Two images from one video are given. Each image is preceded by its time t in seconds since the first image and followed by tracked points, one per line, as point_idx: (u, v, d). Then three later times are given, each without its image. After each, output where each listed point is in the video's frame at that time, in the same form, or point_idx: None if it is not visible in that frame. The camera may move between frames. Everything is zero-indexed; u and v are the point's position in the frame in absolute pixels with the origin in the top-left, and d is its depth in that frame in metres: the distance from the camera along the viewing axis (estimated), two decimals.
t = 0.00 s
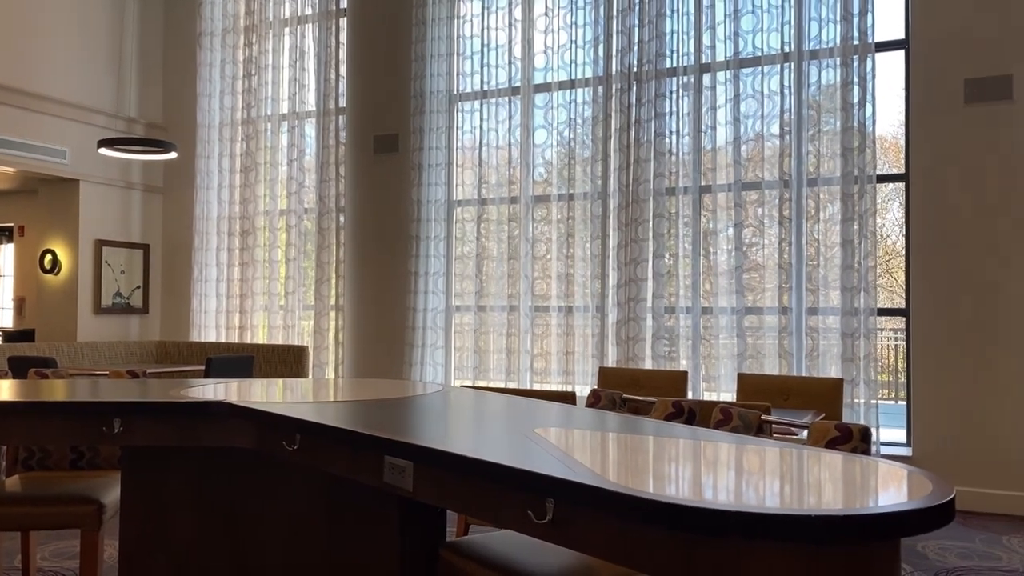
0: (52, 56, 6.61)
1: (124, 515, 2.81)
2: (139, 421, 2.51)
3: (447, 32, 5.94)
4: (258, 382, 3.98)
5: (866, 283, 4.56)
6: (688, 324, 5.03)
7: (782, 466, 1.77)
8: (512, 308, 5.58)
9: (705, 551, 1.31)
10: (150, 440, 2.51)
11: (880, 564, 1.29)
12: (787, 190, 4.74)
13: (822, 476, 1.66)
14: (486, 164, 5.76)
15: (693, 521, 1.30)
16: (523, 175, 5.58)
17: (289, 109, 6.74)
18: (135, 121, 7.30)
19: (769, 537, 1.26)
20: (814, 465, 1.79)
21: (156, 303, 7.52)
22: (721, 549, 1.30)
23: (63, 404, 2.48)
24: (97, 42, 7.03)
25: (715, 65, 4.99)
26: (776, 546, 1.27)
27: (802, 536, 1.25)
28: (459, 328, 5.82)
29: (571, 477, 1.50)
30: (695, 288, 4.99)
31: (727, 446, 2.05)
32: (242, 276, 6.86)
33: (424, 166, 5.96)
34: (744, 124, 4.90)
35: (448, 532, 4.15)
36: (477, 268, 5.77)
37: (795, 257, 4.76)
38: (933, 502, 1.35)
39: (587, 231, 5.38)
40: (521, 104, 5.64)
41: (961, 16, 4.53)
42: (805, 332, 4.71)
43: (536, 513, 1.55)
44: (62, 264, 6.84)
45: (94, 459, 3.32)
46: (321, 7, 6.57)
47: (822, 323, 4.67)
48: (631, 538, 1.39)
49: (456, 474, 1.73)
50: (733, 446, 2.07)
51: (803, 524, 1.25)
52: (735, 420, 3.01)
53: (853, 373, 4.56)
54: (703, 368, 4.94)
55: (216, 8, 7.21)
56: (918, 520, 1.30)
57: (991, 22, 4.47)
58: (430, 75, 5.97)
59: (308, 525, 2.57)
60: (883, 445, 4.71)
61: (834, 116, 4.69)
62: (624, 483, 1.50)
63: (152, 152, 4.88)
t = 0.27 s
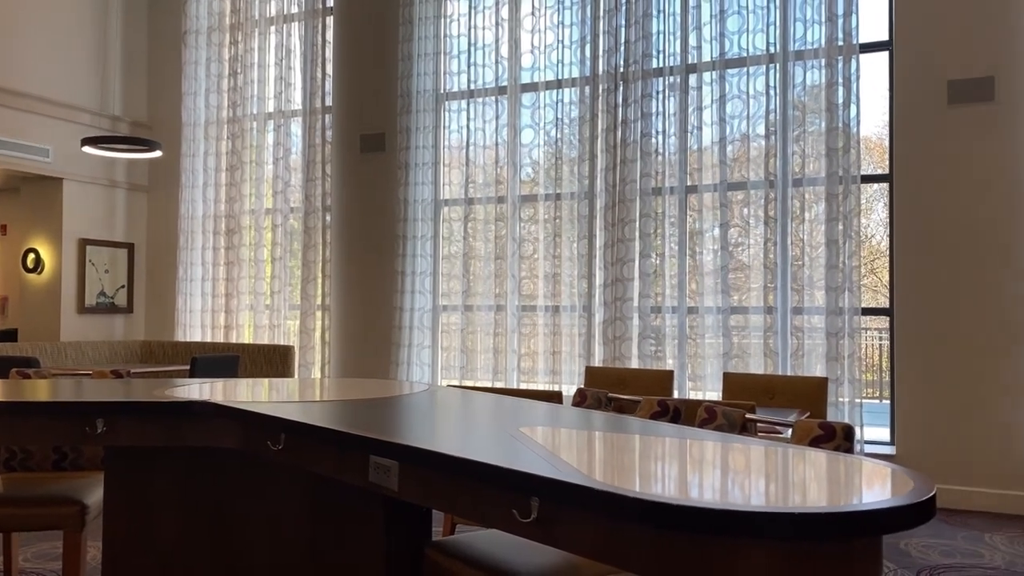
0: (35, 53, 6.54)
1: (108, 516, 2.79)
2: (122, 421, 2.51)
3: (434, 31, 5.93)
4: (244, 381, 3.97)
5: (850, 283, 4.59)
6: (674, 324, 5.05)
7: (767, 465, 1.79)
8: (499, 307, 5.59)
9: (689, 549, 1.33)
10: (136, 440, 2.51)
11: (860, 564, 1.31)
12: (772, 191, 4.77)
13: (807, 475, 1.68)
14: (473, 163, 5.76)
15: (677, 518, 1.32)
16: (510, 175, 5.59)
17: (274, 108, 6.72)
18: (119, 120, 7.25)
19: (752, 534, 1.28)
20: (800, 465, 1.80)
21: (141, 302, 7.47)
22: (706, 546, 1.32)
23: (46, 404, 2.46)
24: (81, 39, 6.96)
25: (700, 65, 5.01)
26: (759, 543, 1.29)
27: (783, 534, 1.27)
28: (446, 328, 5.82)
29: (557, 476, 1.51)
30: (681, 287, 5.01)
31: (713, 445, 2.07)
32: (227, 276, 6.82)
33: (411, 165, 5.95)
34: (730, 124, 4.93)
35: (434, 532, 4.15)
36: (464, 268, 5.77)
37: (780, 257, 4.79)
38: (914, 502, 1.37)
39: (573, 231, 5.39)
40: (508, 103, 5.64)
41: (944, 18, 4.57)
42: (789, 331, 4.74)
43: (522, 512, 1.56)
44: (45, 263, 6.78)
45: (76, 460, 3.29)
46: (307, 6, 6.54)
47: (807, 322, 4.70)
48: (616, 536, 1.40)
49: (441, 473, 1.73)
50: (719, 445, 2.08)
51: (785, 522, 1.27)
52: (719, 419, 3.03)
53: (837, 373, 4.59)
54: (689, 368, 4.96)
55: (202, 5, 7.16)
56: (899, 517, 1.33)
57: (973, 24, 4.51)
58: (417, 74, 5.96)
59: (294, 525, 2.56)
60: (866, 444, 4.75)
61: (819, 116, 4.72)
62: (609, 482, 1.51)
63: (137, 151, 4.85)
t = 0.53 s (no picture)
0: (19, 50, 6.48)
1: (93, 516, 2.77)
2: (108, 422, 2.51)
3: (423, 31, 5.92)
4: (231, 381, 3.96)
5: (837, 283, 4.62)
6: (663, 323, 5.07)
7: (754, 464, 1.80)
8: (488, 307, 5.59)
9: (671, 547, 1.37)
10: (121, 441, 2.52)
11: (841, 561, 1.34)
12: (759, 191, 4.79)
13: (793, 473, 1.70)
14: (461, 163, 5.76)
15: (659, 517, 1.36)
16: (499, 175, 5.59)
17: (262, 107, 6.70)
18: (106, 118, 7.19)
19: (730, 533, 1.32)
20: (784, 462, 1.83)
21: (127, 302, 7.42)
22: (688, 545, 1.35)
23: (31, 404, 2.46)
24: (68, 37, 6.91)
25: (688, 66, 5.03)
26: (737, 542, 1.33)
27: (762, 533, 1.31)
28: (435, 327, 5.82)
29: (543, 476, 1.54)
30: (669, 287, 5.02)
31: (700, 444, 2.09)
32: (214, 275, 6.79)
33: (400, 164, 5.94)
34: (718, 125, 4.95)
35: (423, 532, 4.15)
36: (452, 268, 5.77)
37: (767, 257, 4.81)
38: (895, 501, 1.40)
39: (562, 231, 5.40)
40: (497, 103, 5.65)
41: (928, 20, 4.61)
42: (776, 331, 4.76)
43: (508, 511, 1.60)
44: (30, 262, 6.72)
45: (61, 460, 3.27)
46: (295, 5, 6.52)
47: (793, 322, 4.73)
48: (601, 535, 1.45)
49: (429, 473, 1.77)
50: (706, 444, 2.10)
51: (763, 521, 1.31)
52: (705, 418, 3.05)
53: (823, 372, 4.62)
54: (677, 367, 4.98)
55: (189, 3, 7.13)
56: (879, 518, 1.35)
57: (957, 26, 4.55)
58: (406, 74, 5.95)
59: (280, 525, 2.55)
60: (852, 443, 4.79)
61: (806, 117, 4.75)
62: (594, 481, 1.56)
63: (123, 149, 4.81)
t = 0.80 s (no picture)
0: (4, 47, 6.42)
1: (79, 516, 2.76)
2: (92, 421, 2.52)
3: (411, 29, 5.92)
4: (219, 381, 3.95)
5: (823, 282, 4.64)
6: (650, 322, 5.08)
7: (742, 462, 1.82)
8: (476, 306, 5.59)
9: (655, 545, 1.41)
10: (107, 440, 2.52)
11: (817, 560, 1.41)
12: (746, 190, 4.81)
13: (780, 470, 1.72)
14: (450, 162, 5.76)
15: (642, 516, 1.41)
16: (487, 174, 5.59)
17: (250, 105, 6.67)
18: (92, 116, 7.14)
19: (710, 531, 1.38)
20: (770, 460, 1.85)
21: (113, 301, 7.38)
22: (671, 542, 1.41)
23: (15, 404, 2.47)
24: (53, 34, 6.85)
25: (676, 66, 5.04)
26: (717, 539, 1.38)
27: (741, 531, 1.37)
28: (423, 326, 5.81)
29: (527, 475, 1.58)
30: (657, 286, 5.04)
31: (687, 442, 2.09)
32: (201, 274, 6.76)
33: (388, 163, 5.93)
34: (706, 124, 4.96)
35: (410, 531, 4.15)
36: (441, 266, 5.76)
37: (754, 256, 4.83)
38: (865, 497, 1.46)
39: (551, 229, 5.41)
40: (485, 102, 5.65)
41: (913, 21, 4.64)
42: (763, 330, 4.78)
43: (493, 509, 1.64)
44: (14, 260, 6.66)
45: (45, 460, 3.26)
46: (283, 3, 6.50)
47: (780, 321, 4.76)
48: (583, 532, 1.49)
49: (414, 472, 1.79)
50: (694, 442, 2.11)
51: (742, 519, 1.37)
52: (691, 416, 3.06)
53: (810, 371, 4.64)
54: (664, 366, 4.99)
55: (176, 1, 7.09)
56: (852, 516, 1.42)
57: (941, 27, 4.58)
58: (394, 72, 5.94)
59: (266, 524, 2.54)
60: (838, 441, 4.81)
61: (793, 117, 4.77)
62: (577, 478, 1.59)
63: (109, 147, 4.79)
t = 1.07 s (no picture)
0: None
1: (66, 516, 2.75)
2: (79, 422, 2.51)
3: (401, 29, 5.91)
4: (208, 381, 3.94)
5: (812, 282, 4.66)
6: (640, 322, 5.09)
7: (731, 462, 1.82)
8: (466, 306, 5.59)
9: (644, 544, 1.42)
10: (93, 440, 2.51)
11: (805, 562, 1.42)
12: (735, 191, 4.83)
13: (769, 470, 1.73)
14: (440, 162, 5.76)
15: (630, 515, 1.41)
16: (477, 174, 5.59)
17: (239, 105, 6.65)
18: (79, 115, 7.10)
19: (698, 531, 1.38)
20: (759, 460, 1.85)
21: (100, 301, 7.34)
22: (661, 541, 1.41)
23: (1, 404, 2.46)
24: (41, 32, 6.81)
25: (665, 66, 5.05)
26: (705, 539, 1.39)
27: (729, 530, 1.38)
28: (413, 326, 5.81)
29: (515, 474, 1.58)
30: (646, 286, 5.05)
31: (677, 442, 2.10)
32: (190, 274, 6.73)
33: (378, 162, 5.92)
34: (695, 125, 4.98)
35: (399, 531, 4.14)
36: (430, 266, 5.76)
37: (743, 256, 4.85)
38: (852, 496, 1.48)
39: (540, 229, 5.41)
40: (475, 102, 5.65)
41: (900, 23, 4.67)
42: (752, 330, 4.80)
43: (482, 509, 1.64)
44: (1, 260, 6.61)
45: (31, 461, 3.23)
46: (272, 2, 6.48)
47: (769, 321, 4.78)
48: (572, 532, 1.49)
49: (403, 472, 1.79)
50: (683, 442, 2.11)
51: (729, 518, 1.37)
52: (679, 416, 3.07)
53: (798, 370, 4.66)
54: (653, 366, 5.00)
55: None
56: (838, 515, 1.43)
57: (928, 29, 4.61)
58: (384, 72, 5.93)
59: (255, 524, 2.54)
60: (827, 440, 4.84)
61: (782, 118, 4.79)
62: (566, 478, 1.59)
63: (96, 146, 4.76)
